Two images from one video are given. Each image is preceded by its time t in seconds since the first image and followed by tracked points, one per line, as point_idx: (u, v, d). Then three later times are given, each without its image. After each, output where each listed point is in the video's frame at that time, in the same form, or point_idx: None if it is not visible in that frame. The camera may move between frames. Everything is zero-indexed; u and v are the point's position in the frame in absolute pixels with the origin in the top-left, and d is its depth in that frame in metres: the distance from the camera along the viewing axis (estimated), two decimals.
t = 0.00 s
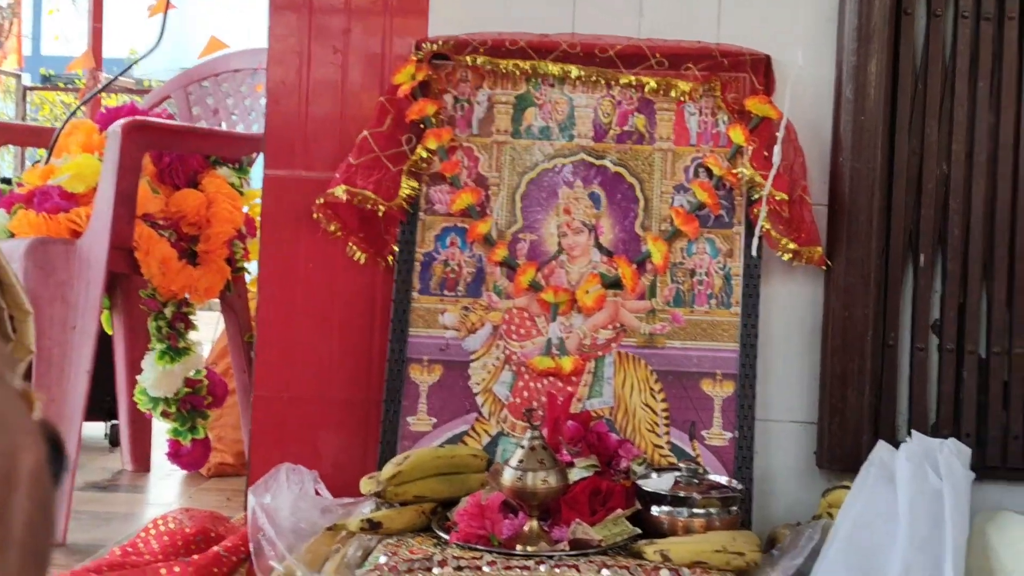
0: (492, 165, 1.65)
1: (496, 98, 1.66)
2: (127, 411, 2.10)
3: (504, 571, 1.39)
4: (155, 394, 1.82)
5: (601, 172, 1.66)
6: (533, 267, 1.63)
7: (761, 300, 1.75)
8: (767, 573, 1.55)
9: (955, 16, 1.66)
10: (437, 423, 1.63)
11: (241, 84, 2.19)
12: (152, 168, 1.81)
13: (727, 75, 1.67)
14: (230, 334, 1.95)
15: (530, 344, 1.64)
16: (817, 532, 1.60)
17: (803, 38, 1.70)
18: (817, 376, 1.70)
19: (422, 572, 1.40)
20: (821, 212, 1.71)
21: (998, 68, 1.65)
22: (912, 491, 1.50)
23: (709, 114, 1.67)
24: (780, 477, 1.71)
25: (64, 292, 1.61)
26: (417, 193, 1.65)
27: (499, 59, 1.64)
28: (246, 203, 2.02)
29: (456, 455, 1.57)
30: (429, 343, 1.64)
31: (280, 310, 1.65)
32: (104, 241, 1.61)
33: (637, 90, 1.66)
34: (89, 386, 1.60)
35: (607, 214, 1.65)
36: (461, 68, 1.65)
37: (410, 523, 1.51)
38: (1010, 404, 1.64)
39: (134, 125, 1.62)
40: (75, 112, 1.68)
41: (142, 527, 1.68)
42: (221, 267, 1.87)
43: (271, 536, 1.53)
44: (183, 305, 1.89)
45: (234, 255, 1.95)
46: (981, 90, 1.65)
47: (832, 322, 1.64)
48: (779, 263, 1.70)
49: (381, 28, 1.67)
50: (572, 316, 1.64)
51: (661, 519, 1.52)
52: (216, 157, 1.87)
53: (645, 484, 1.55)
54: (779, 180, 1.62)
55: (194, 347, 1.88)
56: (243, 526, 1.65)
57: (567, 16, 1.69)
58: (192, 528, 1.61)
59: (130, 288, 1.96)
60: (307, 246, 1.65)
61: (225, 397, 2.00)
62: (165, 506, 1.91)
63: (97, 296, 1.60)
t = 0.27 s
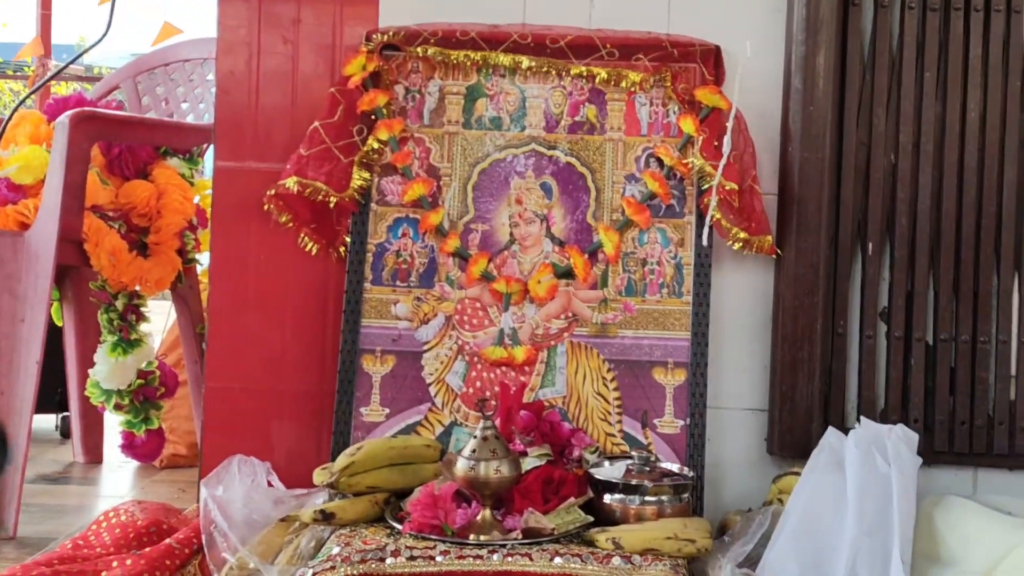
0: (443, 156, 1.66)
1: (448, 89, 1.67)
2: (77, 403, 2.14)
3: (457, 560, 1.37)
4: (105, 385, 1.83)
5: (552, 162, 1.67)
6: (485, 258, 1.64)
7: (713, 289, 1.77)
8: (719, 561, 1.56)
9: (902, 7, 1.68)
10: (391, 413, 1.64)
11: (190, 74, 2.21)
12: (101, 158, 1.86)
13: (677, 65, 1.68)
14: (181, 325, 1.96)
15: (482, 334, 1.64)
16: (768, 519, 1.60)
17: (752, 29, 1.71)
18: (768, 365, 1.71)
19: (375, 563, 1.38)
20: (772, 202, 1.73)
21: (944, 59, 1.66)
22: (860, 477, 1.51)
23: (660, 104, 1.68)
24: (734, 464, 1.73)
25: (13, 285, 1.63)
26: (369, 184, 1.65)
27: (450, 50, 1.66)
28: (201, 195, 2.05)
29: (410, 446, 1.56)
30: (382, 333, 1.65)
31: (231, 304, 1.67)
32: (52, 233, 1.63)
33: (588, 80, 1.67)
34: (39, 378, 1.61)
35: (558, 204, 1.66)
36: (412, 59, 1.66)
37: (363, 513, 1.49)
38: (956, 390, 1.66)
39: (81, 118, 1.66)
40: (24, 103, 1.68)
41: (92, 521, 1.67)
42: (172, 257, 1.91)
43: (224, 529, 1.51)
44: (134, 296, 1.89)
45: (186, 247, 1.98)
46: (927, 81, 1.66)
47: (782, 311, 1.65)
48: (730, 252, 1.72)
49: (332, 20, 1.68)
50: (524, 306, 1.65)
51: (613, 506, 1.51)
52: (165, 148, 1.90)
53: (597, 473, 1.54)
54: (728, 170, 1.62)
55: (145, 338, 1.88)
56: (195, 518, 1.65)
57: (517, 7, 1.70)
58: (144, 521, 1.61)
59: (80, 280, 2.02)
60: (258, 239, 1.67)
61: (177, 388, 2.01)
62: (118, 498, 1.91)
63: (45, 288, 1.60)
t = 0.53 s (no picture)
0: (410, 149, 1.66)
1: (415, 81, 1.66)
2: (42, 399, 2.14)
3: (426, 554, 1.36)
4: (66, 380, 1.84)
5: (520, 155, 1.66)
6: (452, 250, 1.64)
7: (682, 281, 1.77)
8: (687, 551, 1.55)
9: None
10: (359, 407, 1.64)
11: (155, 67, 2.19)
12: (66, 152, 1.89)
13: (645, 57, 1.67)
14: (146, 319, 1.95)
15: (450, 327, 1.64)
16: (737, 509, 1.60)
17: (719, 21, 1.71)
18: (736, 356, 1.72)
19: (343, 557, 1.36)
20: (739, 193, 1.73)
21: (910, 51, 1.67)
22: (827, 467, 1.49)
23: (627, 96, 1.68)
24: (703, 454, 1.74)
25: None
26: (335, 177, 1.65)
27: (416, 42, 1.65)
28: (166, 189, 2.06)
29: (378, 439, 1.55)
30: (350, 327, 1.65)
31: (198, 297, 1.68)
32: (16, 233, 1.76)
33: (555, 72, 1.67)
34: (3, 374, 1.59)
35: (526, 196, 1.66)
36: (379, 51, 1.66)
37: (331, 507, 1.47)
38: (922, 379, 1.67)
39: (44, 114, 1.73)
40: None
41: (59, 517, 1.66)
42: (137, 252, 1.90)
43: (191, 524, 1.51)
44: (99, 291, 1.90)
45: (150, 241, 1.97)
46: (893, 72, 1.67)
47: (749, 302, 1.66)
48: (698, 244, 1.72)
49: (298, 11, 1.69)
50: (492, 299, 1.65)
51: (581, 498, 1.50)
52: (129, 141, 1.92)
53: (565, 465, 1.53)
54: (696, 162, 1.62)
55: (108, 334, 1.89)
56: (162, 513, 1.64)
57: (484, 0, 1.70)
58: (110, 517, 1.60)
59: (44, 274, 2.06)
60: (224, 232, 1.68)
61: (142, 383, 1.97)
62: (84, 494, 1.90)
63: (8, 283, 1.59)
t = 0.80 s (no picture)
0: (390, 149, 1.65)
1: (394, 81, 1.66)
2: (20, 404, 2.12)
3: (408, 556, 1.34)
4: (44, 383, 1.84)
5: (500, 154, 1.66)
6: (433, 251, 1.64)
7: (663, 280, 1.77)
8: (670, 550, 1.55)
9: None
10: (340, 409, 1.63)
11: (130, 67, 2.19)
12: (42, 155, 1.89)
13: (624, 56, 1.67)
14: (124, 322, 1.95)
15: (431, 328, 1.64)
16: (720, 508, 1.59)
17: (699, 20, 1.71)
18: (717, 354, 1.72)
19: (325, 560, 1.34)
20: (720, 191, 1.73)
21: (889, 49, 1.66)
22: (810, 464, 1.47)
23: (607, 95, 1.67)
24: (686, 453, 1.74)
25: None
26: (315, 178, 1.64)
27: (395, 42, 1.64)
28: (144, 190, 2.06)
29: (360, 441, 1.54)
30: (330, 329, 1.64)
31: (177, 298, 1.67)
32: None
33: (535, 72, 1.66)
34: None
35: (506, 196, 1.66)
36: (357, 51, 1.65)
37: (313, 510, 1.46)
38: (903, 376, 1.67)
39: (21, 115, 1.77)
40: None
41: (39, 522, 1.65)
42: (115, 254, 1.88)
43: (171, 527, 1.50)
44: (77, 294, 1.91)
45: (128, 243, 1.96)
46: (872, 69, 1.67)
47: (730, 300, 1.65)
48: (679, 242, 1.72)
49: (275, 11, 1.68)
50: (473, 300, 1.65)
51: (564, 498, 1.49)
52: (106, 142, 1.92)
53: (547, 465, 1.52)
54: (676, 160, 1.62)
55: (86, 336, 1.90)
56: (143, 517, 1.63)
57: None
58: (90, 521, 1.59)
59: (20, 278, 2.07)
60: (203, 234, 1.67)
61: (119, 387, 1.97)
62: (64, 498, 1.89)
63: None
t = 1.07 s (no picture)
0: (381, 156, 1.66)
1: (385, 89, 1.66)
2: (13, 410, 2.13)
3: (403, 562, 1.35)
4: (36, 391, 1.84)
5: (491, 161, 1.67)
6: (425, 258, 1.64)
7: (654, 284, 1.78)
8: (662, 554, 1.56)
9: (836, 2, 1.69)
10: (333, 415, 1.64)
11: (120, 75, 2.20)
12: (32, 163, 1.89)
13: (614, 62, 1.68)
14: (117, 330, 1.94)
15: (423, 334, 1.65)
16: (711, 512, 1.60)
17: (688, 26, 1.72)
18: (708, 358, 1.73)
19: (320, 567, 1.35)
20: (710, 196, 1.74)
21: (878, 54, 1.68)
22: (801, 468, 1.48)
23: (598, 101, 1.68)
24: (677, 457, 1.75)
25: None
26: (307, 186, 1.65)
27: (386, 50, 1.65)
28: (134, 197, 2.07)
29: (352, 448, 1.54)
30: (323, 336, 1.65)
31: (169, 305, 1.67)
32: None
33: (525, 79, 1.67)
34: None
35: (497, 203, 1.67)
36: (349, 59, 1.66)
37: (306, 517, 1.46)
38: (893, 379, 1.68)
39: (15, 125, 1.79)
40: None
41: (32, 531, 1.65)
42: (107, 262, 1.88)
43: (165, 535, 1.50)
44: (69, 302, 1.91)
45: (120, 251, 1.96)
46: (861, 75, 1.68)
47: (720, 304, 1.66)
48: (669, 248, 1.73)
49: (266, 19, 1.68)
50: (465, 306, 1.66)
51: (556, 503, 1.50)
52: (96, 150, 1.93)
53: (540, 471, 1.52)
54: (667, 167, 1.62)
55: (82, 343, 1.92)
56: (137, 525, 1.64)
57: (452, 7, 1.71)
58: (84, 529, 1.59)
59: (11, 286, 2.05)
60: (195, 241, 1.68)
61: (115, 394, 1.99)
62: (56, 505, 1.89)
63: None
